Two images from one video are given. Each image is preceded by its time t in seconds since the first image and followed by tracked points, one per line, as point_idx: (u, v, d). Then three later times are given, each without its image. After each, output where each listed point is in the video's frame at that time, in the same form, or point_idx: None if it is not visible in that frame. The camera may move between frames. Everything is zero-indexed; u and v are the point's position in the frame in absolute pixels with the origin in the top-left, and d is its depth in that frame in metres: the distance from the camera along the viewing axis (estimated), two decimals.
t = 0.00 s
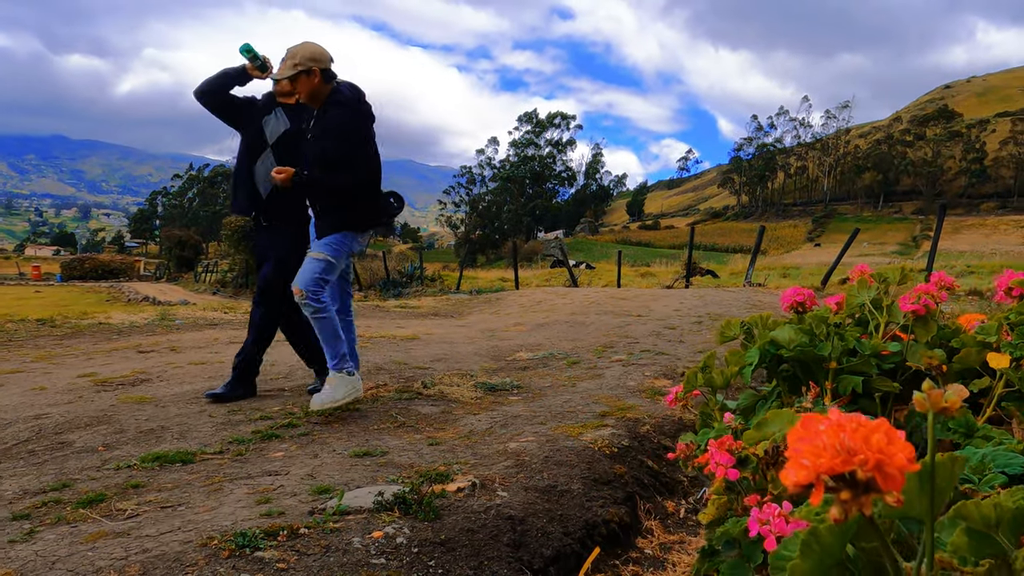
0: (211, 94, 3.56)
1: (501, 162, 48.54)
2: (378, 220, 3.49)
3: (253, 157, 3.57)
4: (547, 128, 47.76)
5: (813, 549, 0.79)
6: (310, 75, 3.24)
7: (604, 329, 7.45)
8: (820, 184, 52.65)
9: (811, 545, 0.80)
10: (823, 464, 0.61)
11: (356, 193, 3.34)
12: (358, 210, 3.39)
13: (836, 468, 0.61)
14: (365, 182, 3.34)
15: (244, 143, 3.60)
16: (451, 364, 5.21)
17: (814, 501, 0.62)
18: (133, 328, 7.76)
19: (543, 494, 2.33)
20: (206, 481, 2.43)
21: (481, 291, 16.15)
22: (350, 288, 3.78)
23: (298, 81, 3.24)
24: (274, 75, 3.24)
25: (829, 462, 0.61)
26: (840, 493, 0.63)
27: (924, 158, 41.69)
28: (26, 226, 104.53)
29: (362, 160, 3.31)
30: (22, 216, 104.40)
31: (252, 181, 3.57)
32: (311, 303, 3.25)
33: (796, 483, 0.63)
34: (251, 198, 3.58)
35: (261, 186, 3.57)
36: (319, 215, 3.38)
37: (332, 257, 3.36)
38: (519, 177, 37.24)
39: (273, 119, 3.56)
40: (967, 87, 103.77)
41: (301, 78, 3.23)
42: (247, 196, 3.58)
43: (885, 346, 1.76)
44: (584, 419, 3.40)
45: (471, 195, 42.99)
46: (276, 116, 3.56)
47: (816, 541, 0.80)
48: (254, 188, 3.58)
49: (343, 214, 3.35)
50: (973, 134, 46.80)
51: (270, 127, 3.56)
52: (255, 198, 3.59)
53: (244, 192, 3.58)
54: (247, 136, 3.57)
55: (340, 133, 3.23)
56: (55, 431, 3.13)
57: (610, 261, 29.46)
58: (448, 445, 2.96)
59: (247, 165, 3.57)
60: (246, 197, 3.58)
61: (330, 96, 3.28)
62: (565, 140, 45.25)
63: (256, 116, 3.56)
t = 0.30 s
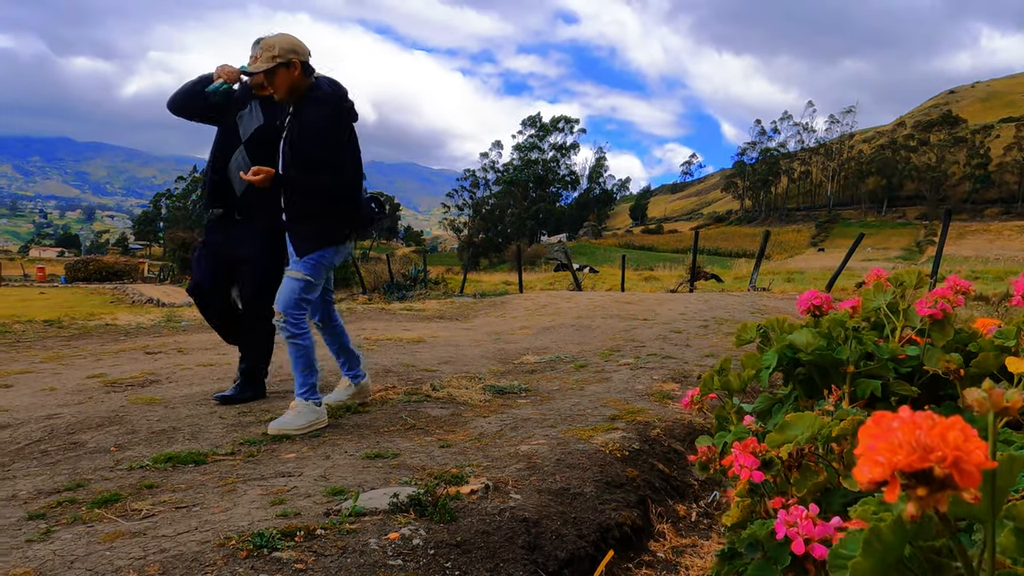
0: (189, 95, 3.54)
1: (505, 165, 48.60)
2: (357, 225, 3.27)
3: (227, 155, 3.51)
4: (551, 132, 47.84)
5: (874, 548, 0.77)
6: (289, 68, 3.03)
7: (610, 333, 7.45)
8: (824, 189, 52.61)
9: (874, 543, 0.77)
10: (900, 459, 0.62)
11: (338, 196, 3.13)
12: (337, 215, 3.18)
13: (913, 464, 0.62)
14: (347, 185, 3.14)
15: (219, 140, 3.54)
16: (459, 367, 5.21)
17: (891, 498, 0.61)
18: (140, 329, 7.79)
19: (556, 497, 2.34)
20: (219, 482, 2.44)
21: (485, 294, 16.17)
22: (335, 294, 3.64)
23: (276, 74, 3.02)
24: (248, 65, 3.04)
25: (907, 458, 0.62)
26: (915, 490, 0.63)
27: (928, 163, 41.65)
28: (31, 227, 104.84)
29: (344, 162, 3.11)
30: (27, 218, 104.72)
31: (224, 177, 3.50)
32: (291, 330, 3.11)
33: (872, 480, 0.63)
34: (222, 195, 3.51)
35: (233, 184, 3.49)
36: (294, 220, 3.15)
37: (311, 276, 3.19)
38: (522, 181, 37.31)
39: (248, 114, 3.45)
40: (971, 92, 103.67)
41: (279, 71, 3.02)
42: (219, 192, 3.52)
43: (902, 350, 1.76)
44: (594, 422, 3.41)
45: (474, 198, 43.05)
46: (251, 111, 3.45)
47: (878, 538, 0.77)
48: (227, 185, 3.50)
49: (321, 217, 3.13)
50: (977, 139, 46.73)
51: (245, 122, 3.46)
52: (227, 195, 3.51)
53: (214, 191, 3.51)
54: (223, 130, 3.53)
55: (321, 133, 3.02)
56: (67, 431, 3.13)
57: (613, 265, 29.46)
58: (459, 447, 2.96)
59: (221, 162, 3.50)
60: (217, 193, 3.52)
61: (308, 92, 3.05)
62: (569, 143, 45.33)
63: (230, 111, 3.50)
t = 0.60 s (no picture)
0: (153, 119, 3.41)
1: (510, 168, 48.63)
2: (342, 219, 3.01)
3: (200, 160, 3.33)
4: (556, 135, 47.86)
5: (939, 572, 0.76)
6: (270, 44, 2.82)
7: (618, 338, 7.44)
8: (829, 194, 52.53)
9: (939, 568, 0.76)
10: (984, 489, 0.69)
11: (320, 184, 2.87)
12: (318, 204, 2.92)
13: (995, 495, 0.69)
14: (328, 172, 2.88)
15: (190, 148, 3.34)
16: (468, 372, 5.21)
17: (976, 528, 0.71)
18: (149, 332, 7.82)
19: (571, 504, 2.34)
20: (236, 487, 2.45)
21: (491, 297, 16.18)
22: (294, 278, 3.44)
23: (256, 49, 2.81)
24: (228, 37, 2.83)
25: (991, 489, 0.69)
26: (998, 519, 0.72)
27: (934, 168, 41.54)
28: (37, 228, 105.24)
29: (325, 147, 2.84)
30: (34, 219, 105.13)
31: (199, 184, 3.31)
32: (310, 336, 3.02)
33: (955, 508, 0.72)
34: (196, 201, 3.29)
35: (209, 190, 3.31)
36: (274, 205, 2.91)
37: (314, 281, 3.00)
38: (527, 185, 37.40)
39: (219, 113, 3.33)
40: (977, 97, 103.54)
41: (260, 46, 2.81)
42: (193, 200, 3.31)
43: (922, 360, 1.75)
44: (606, 428, 3.40)
45: (479, 202, 43.08)
46: (223, 111, 3.34)
47: (943, 563, 0.76)
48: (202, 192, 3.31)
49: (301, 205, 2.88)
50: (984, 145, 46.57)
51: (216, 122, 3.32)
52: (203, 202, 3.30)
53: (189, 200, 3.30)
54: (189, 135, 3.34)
55: (303, 113, 2.78)
56: (82, 435, 3.15)
57: (619, 269, 29.44)
58: (472, 453, 2.97)
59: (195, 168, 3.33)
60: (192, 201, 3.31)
61: (290, 72, 2.84)
62: (574, 147, 45.35)
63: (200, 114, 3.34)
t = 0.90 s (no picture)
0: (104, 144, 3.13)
1: (515, 173, 48.68)
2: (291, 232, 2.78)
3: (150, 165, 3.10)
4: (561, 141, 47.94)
5: None
6: (245, 33, 2.70)
7: (625, 343, 7.45)
8: (835, 199, 52.43)
9: None
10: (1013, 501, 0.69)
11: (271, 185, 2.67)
12: (271, 207, 2.71)
13: None
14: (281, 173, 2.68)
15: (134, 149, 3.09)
16: (475, 377, 5.20)
17: (1006, 542, 0.70)
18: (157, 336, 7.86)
19: (580, 510, 2.34)
20: (245, 491, 2.46)
21: (497, 302, 16.20)
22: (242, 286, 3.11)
23: (231, 33, 2.64)
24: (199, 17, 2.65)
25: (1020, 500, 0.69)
26: None
27: (941, 174, 41.45)
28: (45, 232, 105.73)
29: (282, 148, 2.66)
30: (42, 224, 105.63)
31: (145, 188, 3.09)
32: (280, 352, 2.84)
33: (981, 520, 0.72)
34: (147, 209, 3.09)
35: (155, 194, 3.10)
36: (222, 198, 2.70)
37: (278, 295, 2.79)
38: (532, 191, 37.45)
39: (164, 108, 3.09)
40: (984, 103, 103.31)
41: (235, 31, 2.66)
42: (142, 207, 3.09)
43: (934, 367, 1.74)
44: (613, 434, 3.40)
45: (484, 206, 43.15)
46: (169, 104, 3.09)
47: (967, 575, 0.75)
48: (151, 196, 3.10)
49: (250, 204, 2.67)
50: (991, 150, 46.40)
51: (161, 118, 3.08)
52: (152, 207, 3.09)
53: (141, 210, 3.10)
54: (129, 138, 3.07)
55: (265, 106, 2.62)
56: (92, 438, 3.16)
57: (624, 275, 29.43)
58: (479, 458, 2.97)
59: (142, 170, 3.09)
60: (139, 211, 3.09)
61: (259, 66, 2.70)
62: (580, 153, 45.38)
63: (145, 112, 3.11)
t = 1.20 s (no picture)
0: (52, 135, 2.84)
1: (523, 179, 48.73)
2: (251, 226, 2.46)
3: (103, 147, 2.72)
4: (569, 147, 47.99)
5: None
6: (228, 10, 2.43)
7: (634, 349, 7.43)
8: (844, 205, 52.30)
9: None
10: None
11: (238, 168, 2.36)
12: (240, 194, 2.40)
13: None
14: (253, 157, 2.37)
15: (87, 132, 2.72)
16: (485, 383, 5.19)
17: None
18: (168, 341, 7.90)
19: (594, 516, 2.33)
20: (259, 496, 2.46)
21: (505, 307, 16.22)
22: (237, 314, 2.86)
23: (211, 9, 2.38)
24: None
25: None
26: None
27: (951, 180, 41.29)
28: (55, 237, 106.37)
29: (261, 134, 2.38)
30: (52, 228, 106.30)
31: (101, 178, 2.74)
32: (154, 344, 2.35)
33: None
34: (107, 201, 2.75)
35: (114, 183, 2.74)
36: (182, 176, 2.38)
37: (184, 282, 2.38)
38: (540, 196, 37.50)
39: (118, 88, 2.69)
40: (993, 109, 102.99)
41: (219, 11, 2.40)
42: (98, 199, 2.75)
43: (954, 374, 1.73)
44: (625, 440, 3.39)
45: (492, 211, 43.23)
46: (125, 85, 2.70)
47: None
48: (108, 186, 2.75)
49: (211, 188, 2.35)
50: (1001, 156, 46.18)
51: (113, 100, 2.69)
52: (110, 199, 2.75)
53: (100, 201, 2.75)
54: (73, 122, 2.72)
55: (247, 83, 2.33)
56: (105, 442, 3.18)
57: (632, 280, 29.43)
58: (492, 464, 2.96)
59: (95, 157, 2.73)
60: (97, 202, 2.75)
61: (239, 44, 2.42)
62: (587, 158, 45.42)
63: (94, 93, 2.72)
